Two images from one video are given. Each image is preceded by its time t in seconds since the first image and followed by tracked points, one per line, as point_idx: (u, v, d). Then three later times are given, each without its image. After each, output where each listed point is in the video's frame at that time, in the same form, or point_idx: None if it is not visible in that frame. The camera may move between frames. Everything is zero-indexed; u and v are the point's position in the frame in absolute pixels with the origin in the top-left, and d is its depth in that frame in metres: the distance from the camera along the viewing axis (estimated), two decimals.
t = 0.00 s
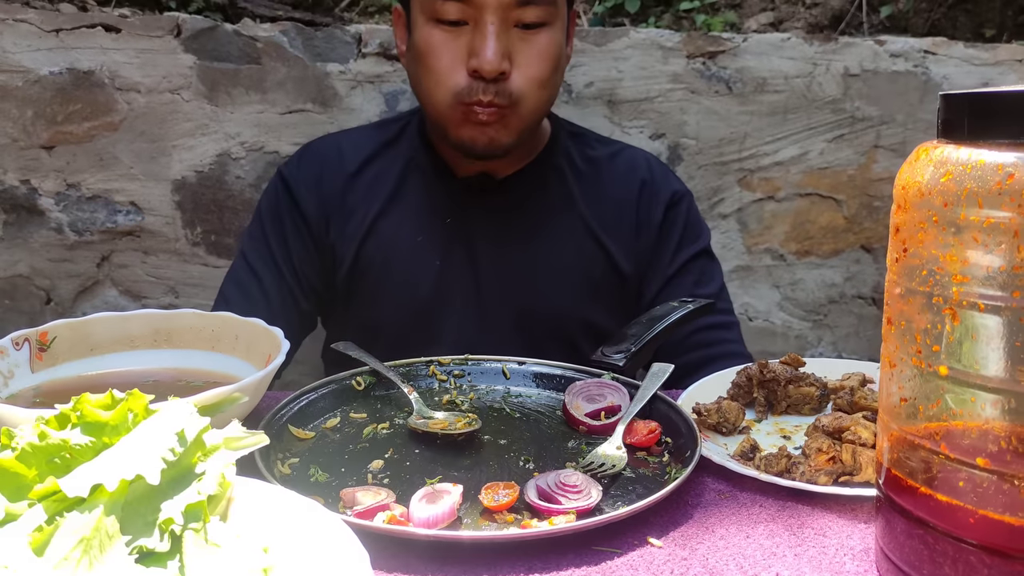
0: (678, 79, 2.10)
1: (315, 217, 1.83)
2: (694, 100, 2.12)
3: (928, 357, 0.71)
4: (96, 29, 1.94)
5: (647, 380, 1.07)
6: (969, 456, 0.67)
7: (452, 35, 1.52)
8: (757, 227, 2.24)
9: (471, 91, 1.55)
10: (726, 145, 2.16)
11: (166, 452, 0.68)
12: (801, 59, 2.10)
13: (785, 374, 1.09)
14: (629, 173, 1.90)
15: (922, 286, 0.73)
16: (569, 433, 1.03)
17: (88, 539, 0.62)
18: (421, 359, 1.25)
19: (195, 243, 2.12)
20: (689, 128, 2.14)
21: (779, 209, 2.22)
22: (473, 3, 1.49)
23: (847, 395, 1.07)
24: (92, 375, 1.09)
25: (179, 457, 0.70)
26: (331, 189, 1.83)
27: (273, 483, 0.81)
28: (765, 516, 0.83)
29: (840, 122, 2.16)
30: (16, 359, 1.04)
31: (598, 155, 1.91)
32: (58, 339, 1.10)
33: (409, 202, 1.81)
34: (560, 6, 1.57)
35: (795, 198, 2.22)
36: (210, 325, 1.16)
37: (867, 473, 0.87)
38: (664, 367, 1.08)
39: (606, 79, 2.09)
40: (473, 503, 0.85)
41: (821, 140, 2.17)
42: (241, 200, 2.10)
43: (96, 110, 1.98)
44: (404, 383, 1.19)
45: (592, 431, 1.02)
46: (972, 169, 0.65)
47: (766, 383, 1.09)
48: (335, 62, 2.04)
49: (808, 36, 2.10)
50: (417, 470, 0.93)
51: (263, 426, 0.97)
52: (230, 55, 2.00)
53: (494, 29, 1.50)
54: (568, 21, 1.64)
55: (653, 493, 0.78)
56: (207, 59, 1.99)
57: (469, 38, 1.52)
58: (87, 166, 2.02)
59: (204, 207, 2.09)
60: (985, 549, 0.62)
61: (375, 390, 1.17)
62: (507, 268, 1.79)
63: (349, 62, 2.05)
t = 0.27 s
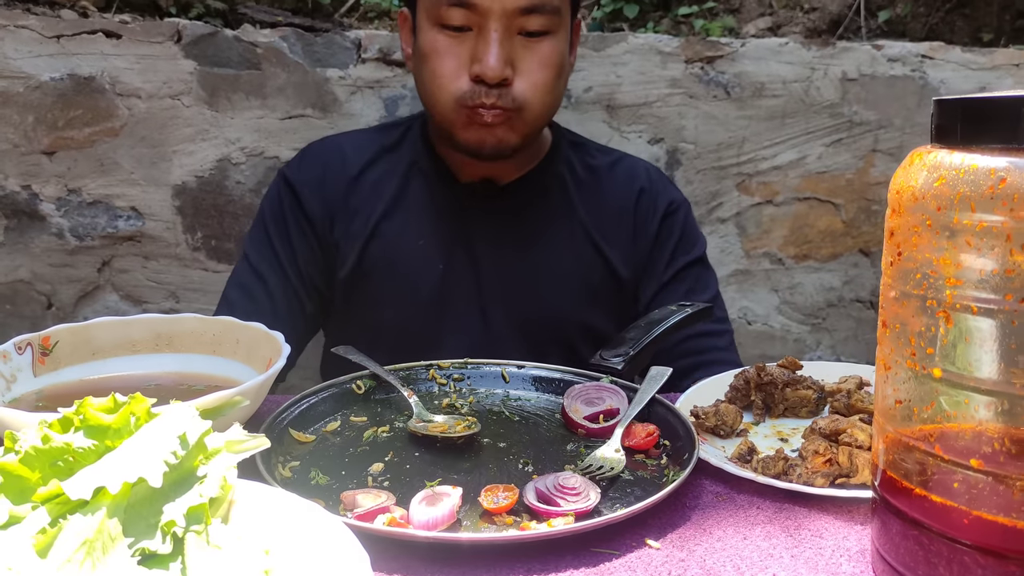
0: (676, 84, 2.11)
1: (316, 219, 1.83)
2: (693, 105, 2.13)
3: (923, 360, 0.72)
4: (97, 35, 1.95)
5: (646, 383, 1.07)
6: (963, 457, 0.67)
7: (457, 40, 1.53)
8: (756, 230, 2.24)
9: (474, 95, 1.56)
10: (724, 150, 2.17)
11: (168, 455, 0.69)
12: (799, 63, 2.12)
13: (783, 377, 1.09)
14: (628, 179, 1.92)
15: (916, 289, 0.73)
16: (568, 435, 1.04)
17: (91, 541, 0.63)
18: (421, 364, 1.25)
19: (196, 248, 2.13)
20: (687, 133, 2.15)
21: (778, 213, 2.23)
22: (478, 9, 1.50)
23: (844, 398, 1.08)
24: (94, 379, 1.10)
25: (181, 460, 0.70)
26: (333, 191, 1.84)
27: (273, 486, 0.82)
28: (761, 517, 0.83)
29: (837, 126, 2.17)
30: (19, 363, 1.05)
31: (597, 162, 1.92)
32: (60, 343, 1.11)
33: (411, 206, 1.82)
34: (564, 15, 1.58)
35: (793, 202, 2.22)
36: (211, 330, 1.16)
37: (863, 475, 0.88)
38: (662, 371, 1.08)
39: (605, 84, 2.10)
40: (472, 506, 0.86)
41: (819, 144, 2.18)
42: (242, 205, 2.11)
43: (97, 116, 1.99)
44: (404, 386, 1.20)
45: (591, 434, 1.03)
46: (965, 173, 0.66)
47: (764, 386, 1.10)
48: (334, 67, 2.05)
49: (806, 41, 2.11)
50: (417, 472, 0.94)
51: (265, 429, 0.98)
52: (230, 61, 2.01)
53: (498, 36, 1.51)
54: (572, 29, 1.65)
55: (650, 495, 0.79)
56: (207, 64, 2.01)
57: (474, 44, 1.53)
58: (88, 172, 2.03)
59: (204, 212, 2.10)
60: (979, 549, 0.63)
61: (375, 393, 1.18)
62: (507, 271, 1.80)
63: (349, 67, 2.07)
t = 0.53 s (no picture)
0: (674, 84, 2.12)
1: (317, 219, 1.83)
2: (690, 105, 2.13)
3: (913, 359, 0.73)
4: (96, 37, 1.96)
5: (641, 383, 1.08)
6: (953, 455, 0.68)
7: (454, 43, 1.54)
8: (754, 230, 2.25)
9: (469, 99, 1.56)
10: (722, 150, 2.18)
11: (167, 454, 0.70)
12: (796, 64, 2.12)
13: (778, 376, 1.10)
14: (626, 182, 1.92)
15: (906, 289, 0.74)
16: (564, 435, 1.05)
17: (92, 540, 0.64)
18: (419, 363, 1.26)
19: (196, 249, 2.14)
20: (685, 133, 2.16)
21: (775, 212, 2.24)
22: (476, 13, 1.50)
23: (838, 397, 1.09)
24: (94, 380, 1.11)
25: (180, 459, 0.71)
26: (334, 192, 1.84)
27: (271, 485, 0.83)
28: (756, 515, 0.84)
29: (835, 126, 2.17)
30: (19, 364, 1.06)
31: (596, 164, 1.93)
32: (60, 344, 1.11)
33: (411, 207, 1.83)
34: (561, 21, 1.59)
35: (790, 202, 2.23)
36: (210, 330, 1.17)
37: (857, 473, 0.89)
38: (658, 370, 1.09)
39: (603, 84, 2.11)
40: (468, 504, 0.86)
41: (817, 144, 2.19)
42: (241, 206, 2.12)
43: (96, 117, 2.00)
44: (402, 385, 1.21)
45: (587, 433, 1.03)
46: (954, 174, 0.66)
47: (759, 384, 1.11)
48: (333, 68, 2.06)
49: (803, 41, 2.12)
50: (415, 471, 0.95)
51: (264, 429, 0.99)
52: (229, 62, 2.02)
53: (495, 41, 1.51)
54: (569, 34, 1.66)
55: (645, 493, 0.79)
56: (206, 66, 2.01)
57: (470, 47, 1.53)
58: (88, 173, 2.04)
59: (203, 213, 2.11)
60: (969, 546, 0.64)
61: (374, 393, 1.18)
62: (505, 273, 1.81)
63: (347, 69, 2.07)
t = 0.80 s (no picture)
0: (671, 83, 2.12)
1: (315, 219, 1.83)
2: (688, 104, 2.14)
3: (904, 357, 0.74)
4: (95, 37, 1.96)
5: (637, 380, 1.08)
6: (943, 451, 0.69)
7: (443, 42, 1.55)
8: (751, 229, 2.26)
9: (458, 98, 1.57)
10: (719, 148, 2.18)
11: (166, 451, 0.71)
12: (793, 62, 2.13)
13: (772, 374, 1.11)
14: (626, 182, 1.92)
15: (897, 287, 0.75)
16: (561, 433, 1.05)
17: (91, 536, 0.64)
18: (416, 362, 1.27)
19: (194, 248, 2.14)
20: (683, 132, 2.16)
21: (773, 211, 2.25)
22: (465, 12, 1.51)
23: (833, 394, 1.10)
24: (93, 379, 1.11)
25: (178, 456, 0.72)
26: (333, 193, 1.85)
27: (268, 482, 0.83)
28: (749, 511, 0.85)
29: (832, 125, 2.18)
30: (18, 363, 1.07)
31: (595, 165, 1.93)
32: (59, 343, 1.12)
33: (409, 207, 1.84)
34: (552, 21, 1.59)
35: (788, 200, 2.24)
36: (208, 329, 1.18)
37: (850, 470, 0.89)
38: (654, 368, 1.10)
39: (601, 83, 2.11)
40: (465, 500, 0.87)
41: (814, 142, 2.19)
42: (239, 206, 2.12)
43: (95, 117, 2.00)
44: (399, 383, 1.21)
45: (583, 430, 1.04)
46: (943, 174, 0.67)
47: (754, 382, 1.11)
48: (331, 68, 2.07)
49: (800, 40, 2.13)
50: (412, 468, 0.96)
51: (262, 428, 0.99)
52: (227, 62, 2.02)
53: (483, 40, 1.52)
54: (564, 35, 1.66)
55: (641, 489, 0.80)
56: (204, 65, 2.02)
57: (459, 46, 1.54)
58: (87, 173, 2.05)
59: (202, 212, 2.12)
60: (958, 541, 0.64)
61: (371, 391, 1.19)
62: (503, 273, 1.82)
63: (345, 68, 2.08)
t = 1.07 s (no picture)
0: (670, 80, 2.12)
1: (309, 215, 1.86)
2: (687, 100, 2.14)
3: (898, 352, 0.75)
4: (95, 34, 1.96)
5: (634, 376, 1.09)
6: (937, 445, 0.69)
7: (418, 37, 1.55)
8: (750, 225, 2.26)
9: (428, 95, 1.56)
10: (718, 145, 2.18)
11: (167, 447, 0.71)
12: (792, 59, 2.13)
13: (769, 370, 1.11)
14: (632, 185, 1.92)
15: (891, 283, 0.76)
16: (559, 428, 1.06)
17: (91, 530, 0.65)
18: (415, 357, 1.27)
19: (195, 245, 2.15)
20: (682, 129, 2.16)
21: (772, 207, 2.25)
22: (438, 8, 1.50)
23: (829, 390, 1.10)
24: (94, 376, 1.12)
25: (179, 452, 0.72)
26: (328, 188, 1.87)
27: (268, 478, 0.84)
28: (745, 506, 0.85)
29: (831, 121, 2.18)
30: (19, 360, 1.07)
31: (602, 165, 1.93)
32: (60, 340, 1.13)
33: (406, 204, 1.84)
34: (530, 21, 1.57)
35: (787, 197, 2.24)
36: (209, 326, 1.18)
37: (846, 465, 0.90)
38: (652, 364, 1.10)
39: (600, 80, 2.11)
40: (463, 496, 0.87)
41: (813, 139, 2.20)
42: (239, 203, 2.13)
43: (95, 114, 2.01)
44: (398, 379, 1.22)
45: (581, 426, 1.04)
46: (936, 171, 0.68)
47: (751, 378, 1.12)
48: (331, 65, 2.07)
49: (799, 36, 2.13)
50: (410, 464, 0.96)
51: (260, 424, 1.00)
52: (226, 59, 2.02)
53: (454, 37, 1.51)
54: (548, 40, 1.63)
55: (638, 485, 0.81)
56: (204, 63, 2.02)
57: (432, 42, 1.53)
58: (87, 170, 2.05)
59: (202, 209, 2.12)
60: (952, 535, 0.65)
61: (370, 387, 1.20)
62: (497, 270, 1.82)
63: (345, 65, 2.08)
